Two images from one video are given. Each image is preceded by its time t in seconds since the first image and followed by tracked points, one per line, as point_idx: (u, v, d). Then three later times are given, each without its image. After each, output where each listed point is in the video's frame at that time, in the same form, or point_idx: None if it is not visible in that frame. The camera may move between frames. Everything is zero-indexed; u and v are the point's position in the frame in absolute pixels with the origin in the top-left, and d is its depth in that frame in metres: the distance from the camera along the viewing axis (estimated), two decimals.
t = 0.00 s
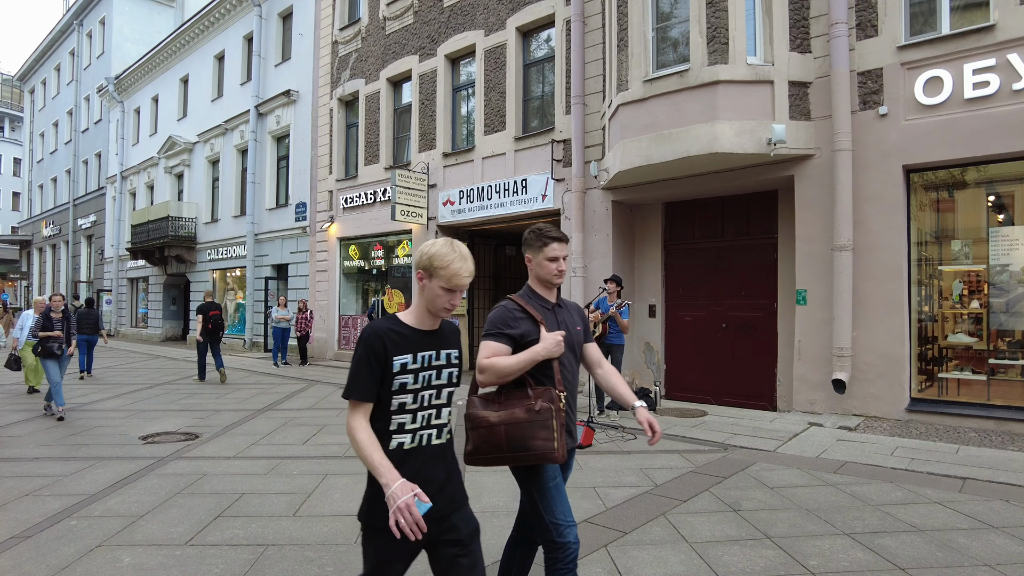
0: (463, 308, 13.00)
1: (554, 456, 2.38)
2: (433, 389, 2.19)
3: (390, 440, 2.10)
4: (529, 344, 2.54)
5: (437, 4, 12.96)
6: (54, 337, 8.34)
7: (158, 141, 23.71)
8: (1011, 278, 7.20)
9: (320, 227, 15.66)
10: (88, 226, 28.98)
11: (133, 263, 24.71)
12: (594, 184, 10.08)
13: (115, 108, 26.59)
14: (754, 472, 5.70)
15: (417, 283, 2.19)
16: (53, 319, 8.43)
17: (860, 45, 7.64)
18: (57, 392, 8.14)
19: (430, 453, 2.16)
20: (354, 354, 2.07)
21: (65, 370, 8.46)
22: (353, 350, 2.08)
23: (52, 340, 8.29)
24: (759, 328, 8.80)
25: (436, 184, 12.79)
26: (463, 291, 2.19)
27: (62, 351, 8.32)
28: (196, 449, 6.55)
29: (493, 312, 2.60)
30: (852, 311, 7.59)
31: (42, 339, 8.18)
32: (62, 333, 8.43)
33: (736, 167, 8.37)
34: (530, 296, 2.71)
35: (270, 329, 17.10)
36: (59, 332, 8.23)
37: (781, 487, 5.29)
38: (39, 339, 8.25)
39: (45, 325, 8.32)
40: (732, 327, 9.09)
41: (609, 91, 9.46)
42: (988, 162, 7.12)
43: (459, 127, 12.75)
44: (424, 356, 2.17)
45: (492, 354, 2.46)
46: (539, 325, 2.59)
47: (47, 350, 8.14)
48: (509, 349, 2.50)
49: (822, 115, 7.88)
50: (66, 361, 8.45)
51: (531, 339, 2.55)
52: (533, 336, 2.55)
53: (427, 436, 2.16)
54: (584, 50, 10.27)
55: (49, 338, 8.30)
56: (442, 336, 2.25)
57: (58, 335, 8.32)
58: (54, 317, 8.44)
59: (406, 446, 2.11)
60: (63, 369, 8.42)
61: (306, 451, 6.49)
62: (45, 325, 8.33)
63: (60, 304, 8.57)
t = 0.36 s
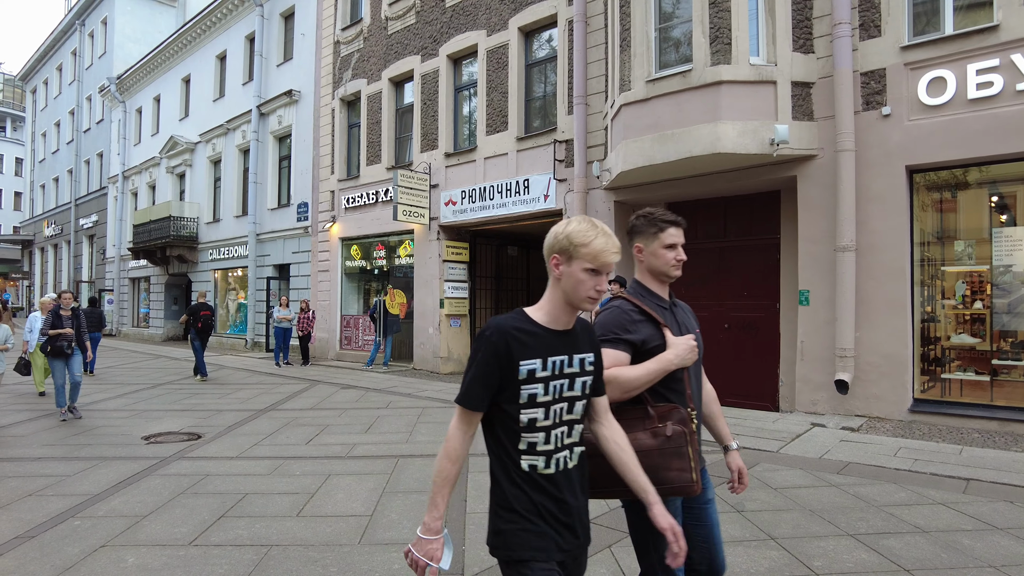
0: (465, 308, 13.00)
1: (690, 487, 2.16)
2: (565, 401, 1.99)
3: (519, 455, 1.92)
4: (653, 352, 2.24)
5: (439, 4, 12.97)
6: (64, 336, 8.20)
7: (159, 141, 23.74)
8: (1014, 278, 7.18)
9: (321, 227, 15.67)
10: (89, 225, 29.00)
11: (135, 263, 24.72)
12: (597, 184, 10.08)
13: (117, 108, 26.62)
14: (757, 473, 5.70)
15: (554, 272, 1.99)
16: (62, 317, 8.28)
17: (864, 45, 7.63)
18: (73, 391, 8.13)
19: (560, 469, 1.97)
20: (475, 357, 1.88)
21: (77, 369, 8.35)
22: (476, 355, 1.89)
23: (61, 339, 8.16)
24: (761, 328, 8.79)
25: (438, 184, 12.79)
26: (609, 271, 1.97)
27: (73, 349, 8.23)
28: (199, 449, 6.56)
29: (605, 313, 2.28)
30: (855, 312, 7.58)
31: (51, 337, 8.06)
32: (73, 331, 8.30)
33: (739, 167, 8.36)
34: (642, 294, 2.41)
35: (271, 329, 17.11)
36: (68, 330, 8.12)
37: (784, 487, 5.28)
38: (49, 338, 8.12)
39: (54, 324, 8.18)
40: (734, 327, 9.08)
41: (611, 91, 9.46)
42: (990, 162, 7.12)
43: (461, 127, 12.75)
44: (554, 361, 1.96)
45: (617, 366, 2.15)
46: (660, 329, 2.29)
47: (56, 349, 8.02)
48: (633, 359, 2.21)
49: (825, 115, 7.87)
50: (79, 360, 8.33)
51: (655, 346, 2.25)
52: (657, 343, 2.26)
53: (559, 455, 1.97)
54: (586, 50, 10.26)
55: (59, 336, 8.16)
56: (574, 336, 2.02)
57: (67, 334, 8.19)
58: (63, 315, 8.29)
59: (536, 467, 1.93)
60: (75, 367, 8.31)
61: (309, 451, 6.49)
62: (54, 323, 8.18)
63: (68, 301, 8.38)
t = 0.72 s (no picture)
0: (466, 309, 13.00)
1: (875, 536, 1.84)
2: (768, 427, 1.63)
3: (732, 500, 1.52)
4: (838, 373, 1.87)
5: (440, 4, 12.97)
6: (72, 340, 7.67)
7: (159, 141, 23.72)
8: (1016, 279, 7.18)
9: (322, 228, 15.67)
10: (89, 226, 28.96)
11: (135, 264, 24.70)
12: (598, 185, 10.09)
13: (116, 109, 26.60)
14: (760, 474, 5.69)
15: (739, 256, 1.59)
16: (71, 320, 7.74)
17: (865, 46, 7.64)
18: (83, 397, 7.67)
19: (770, 508, 1.60)
20: (669, 383, 1.45)
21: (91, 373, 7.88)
22: (670, 378, 1.45)
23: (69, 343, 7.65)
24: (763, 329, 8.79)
25: (438, 185, 12.79)
26: (814, 242, 1.56)
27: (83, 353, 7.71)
28: (200, 450, 6.54)
29: (783, 323, 1.90)
30: (856, 312, 7.58)
31: (58, 342, 7.55)
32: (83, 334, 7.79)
33: (740, 167, 8.36)
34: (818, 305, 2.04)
35: (271, 330, 17.09)
36: (75, 335, 7.58)
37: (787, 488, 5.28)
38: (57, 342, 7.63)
39: (63, 327, 7.67)
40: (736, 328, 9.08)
41: (612, 92, 9.47)
42: (991, 163, 7.12)
43: (462, 128, 12.74)
44: (759, 376, 1.59)
45: (801, 384, 1.78)
46: (847, 348, 1.94)
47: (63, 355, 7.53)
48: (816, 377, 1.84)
49: (827, 115, 7.88)
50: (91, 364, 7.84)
51: (840, 366, 1.88)
52: (842, 361, 1.88)
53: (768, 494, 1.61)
54: (588, 50, 10.26)
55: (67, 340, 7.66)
56: (766, 343, 1.64)
57: (76, 337, 7.67)
58: (71, 317, 7.74)
59: (752, 517, 1.55)
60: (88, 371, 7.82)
61: (311, 451, 6.48)
62: (62, 327, 7.67)
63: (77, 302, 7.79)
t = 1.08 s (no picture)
0: (465, 309, 12.96)
1: None
2: None
3: None
4: None
5: (439, 4, 12.94)
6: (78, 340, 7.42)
7: (157, 141, 23.65)
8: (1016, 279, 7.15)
9: (320, 228, 15.63)
10: (87, 226, 28.87)
11: (132, 264, 24.62)
12: (598, 184, 10.07)
13: (114, 108, 26.52)
14: (761, 474, 5.67)
15: None
16: (78, 319, 7.49)
17: (865, 46, 7.63)
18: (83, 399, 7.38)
19: None
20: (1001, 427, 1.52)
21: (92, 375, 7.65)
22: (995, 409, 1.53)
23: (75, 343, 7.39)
24: (763, 329, 8.77)
25: (438, 185, 12.76)
26: None
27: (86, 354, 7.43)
28: (199, 451, 6.50)
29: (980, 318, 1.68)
30: (857, 313, 7.56)
31: (65, 341, 7.27)
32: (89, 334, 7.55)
33: (741, 167, 8.34)
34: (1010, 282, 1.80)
35: (270, 330, 17.05)
36: (83, 335, 7.35)
37: (789, 489, 5.26)
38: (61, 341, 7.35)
39: (69, 326, 7.41)
40: (736, 328, 9.06)
41: (612, 91, 9.44)
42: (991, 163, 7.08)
43: (461, 128, 12.71)
44: None
45: None
46: None
47: (69, 354, 7.27)
48: None
49: (827, 115, 7.87)
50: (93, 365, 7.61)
51: None
52: None
53: None
54: (587, 50, 10.24)
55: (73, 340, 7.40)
56: None
57: (83, 338, 7.42)
58: (79, 316, 7.49)
59: None
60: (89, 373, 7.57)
61: (311, 452, 6.45)
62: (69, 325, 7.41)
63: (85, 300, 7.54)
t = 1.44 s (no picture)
0: (463, 310, 12.95)
1: None
2: None
3: None
4: None
5: (437, 4, 12.94)
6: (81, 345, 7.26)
7: (154, 142, 23.61)
8: (1013, 279, 7.16)
9: (318, 228, 15.61)
10: (84, 226, 28.80)
11: (130, 265, 24.57)
12: (596, 185, 10.06)
13: (111, 109, 26.47)
14: (759, 475, 5.67)
15: None
16: (80, 322, 7.32)
17: (863, 46, 7.64)
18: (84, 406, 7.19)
19: None
20: None
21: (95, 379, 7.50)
22: None
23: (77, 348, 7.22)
24: (761, 329, 8.78)
25: (436, 185, 12.75)
26: None
27: (89, 359, 7.27)
28: (197, 451, 6.49)
29: None
30: (855, 313, 7.57)
31: (68, 345, 7.13)
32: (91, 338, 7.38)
33: (739, 168, 8.35)
34: None
35: (267, 331, 17.03)
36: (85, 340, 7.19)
37: (787, 489, 5.26)
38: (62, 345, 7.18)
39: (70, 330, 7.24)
40: (734, 328, 9.07)
41: (610, 92, 9.45)
42: (988, 163, 7.13)
43: (459, 128, 12.71)
44: None
45: None
46: None
47: (71, 360, 7.10)
48: None
49: (825, 115, 7.87)
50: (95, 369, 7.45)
51: None
52: None
53: None
54: (585, 50, 10.25)
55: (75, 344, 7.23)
56: None
57: (85, 342, 7.26)
58: (81, 320, 7.32)
59: None
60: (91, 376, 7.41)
61: (309, 453, 6.44)
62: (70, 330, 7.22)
63: (87, 304, 7.40)
